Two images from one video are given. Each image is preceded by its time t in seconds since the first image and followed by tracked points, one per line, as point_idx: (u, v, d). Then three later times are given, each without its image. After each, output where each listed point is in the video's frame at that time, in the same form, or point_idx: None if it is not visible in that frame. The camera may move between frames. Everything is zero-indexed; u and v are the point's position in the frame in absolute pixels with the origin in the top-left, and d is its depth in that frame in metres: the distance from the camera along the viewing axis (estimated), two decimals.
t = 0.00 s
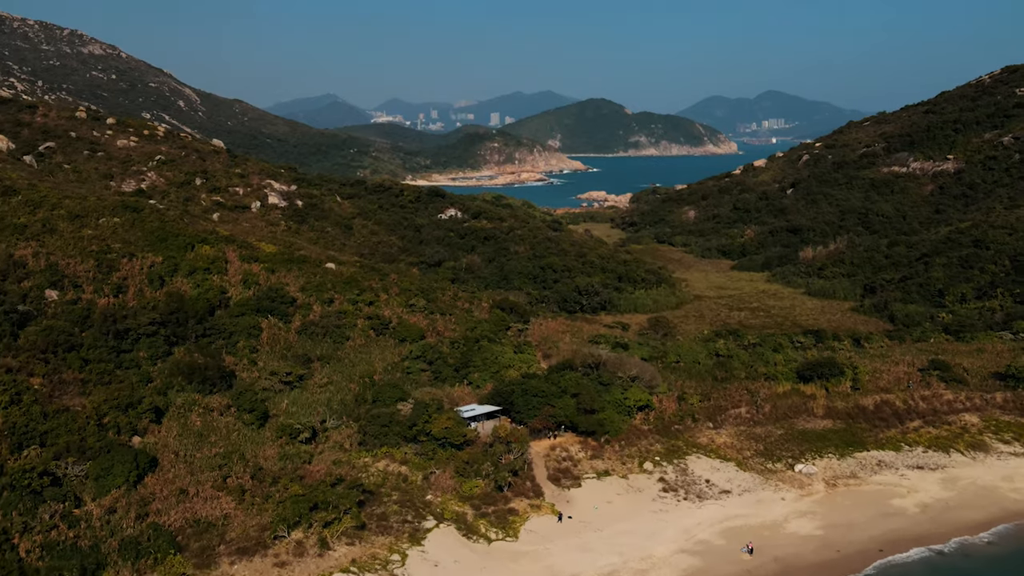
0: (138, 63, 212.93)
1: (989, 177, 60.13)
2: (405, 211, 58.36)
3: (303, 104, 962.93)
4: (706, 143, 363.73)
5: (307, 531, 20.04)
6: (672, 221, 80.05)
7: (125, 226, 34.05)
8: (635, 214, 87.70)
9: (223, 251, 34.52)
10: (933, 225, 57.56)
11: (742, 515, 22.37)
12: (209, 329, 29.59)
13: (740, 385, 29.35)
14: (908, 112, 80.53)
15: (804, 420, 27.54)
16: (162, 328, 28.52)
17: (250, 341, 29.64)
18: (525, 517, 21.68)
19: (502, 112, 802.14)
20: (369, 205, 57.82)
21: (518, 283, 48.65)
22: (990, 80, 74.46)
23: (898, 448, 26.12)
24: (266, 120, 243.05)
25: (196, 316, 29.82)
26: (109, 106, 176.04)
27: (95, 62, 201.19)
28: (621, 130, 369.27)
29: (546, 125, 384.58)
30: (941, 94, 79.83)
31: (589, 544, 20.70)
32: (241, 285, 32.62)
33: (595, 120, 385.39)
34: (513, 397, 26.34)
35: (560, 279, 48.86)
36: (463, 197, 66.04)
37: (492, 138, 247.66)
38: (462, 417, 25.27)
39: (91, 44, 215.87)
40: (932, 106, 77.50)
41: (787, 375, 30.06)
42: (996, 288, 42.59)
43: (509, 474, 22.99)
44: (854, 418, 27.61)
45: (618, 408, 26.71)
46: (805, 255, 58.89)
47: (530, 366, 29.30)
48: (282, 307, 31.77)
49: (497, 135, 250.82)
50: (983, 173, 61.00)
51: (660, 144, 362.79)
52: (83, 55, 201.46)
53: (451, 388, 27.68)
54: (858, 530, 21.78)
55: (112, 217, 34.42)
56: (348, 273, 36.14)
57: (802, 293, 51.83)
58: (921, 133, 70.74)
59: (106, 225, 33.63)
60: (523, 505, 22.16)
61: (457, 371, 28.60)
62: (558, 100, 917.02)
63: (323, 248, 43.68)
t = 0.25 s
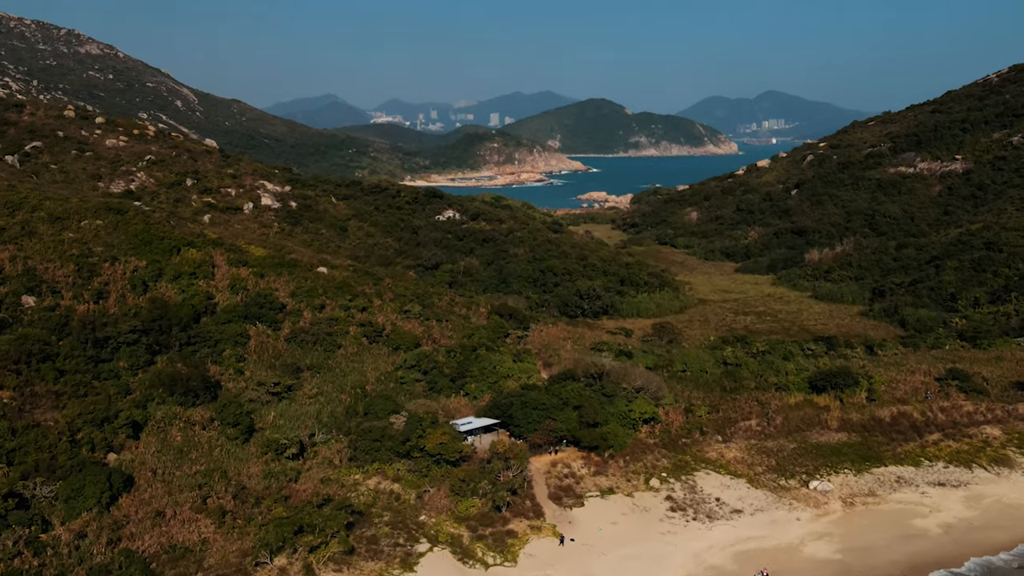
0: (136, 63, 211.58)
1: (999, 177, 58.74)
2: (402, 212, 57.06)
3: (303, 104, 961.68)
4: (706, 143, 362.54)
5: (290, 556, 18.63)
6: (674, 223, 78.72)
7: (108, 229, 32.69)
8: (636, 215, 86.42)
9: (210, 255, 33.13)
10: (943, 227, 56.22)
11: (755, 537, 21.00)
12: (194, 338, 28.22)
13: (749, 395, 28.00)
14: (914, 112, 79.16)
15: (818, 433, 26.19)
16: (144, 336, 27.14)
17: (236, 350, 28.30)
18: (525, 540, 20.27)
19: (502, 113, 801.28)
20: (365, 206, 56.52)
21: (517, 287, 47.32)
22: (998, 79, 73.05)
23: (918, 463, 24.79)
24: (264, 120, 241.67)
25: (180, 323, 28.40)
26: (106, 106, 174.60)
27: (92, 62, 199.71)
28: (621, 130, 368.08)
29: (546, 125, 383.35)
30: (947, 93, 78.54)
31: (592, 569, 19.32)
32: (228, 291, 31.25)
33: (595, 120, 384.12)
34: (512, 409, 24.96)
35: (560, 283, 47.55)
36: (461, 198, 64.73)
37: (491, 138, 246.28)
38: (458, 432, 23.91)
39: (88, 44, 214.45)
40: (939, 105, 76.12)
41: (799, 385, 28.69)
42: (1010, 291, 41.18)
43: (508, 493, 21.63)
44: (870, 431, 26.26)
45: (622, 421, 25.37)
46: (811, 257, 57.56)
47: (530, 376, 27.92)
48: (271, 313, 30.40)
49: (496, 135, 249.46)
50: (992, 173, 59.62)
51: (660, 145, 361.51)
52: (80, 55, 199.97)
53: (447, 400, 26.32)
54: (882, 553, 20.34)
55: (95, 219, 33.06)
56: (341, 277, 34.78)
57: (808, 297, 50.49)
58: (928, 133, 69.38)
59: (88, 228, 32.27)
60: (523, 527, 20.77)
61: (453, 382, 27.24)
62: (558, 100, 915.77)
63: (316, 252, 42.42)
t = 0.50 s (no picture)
0: (136, 63, 211.42)
1: (1001, 177, 58.56)
2: (401, 212, 56.92)
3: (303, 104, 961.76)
4: (706, 143, 362.53)
5: (288, 560, 18.47)
6: (675, 223, 78.62)
7: (107, 228, 32.53)
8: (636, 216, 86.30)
9: (208, 255, 32.94)
10: (944, 227, 56.06)
11: (757, 540, 20.75)
12: (192, 338, 28.03)
13: (751, 397, 27.82)
14: (915, 111, 78.99)
15: (819, 435, 26.01)
16: (142, 337, 26.93)
17: (235, 351, 28.10)
18: (526, 543, 20.06)
19: (502, 113, 801.25)
20: (364, 206, 56.36)
21: (517, 287, 47.21)
22: (999, 78, 72.88)
23: (920, 465, 24.58)
24: (265, 120, 241.58)
25: (178, 324, 28.20)
26: (107, 106, 174.41)
27: (92, 62, 199.51)
28: (621, 130, 368.09)
29: (546, 126, 383.24)
30: (948, 93, 78.36)
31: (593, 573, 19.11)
32: (227, 291, 31.05)
33: (595, 120, 383.96)
34: (512, 411, 24.77)
35: (561, 283, 47.42)
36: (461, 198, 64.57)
37: (491, 138, 246.13)
38: (458, 433, 23.74)
39: (88, 44, 214.26)
40: (940, 105, 75.96)
41: (801, 386, 28.51)
42: (1013, 291, 41.01)
43: (508, 496, 21.42)
44: (872, 433, 26.08)
45: (623, 422, 25.18)
46: (812, 258, 57.42)
47: (530, 377, 27.74)
48: (269, 314, 30.21)
49: (496, 135, 249.34)
50: (994, 173, 59.45)
51: (660, 145, 361.42)
52: (80, 55, 199.82)
53: (446, 402, 26.15)
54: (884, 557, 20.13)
55: (93, 219, 32.90)
56: (340, 277, 34.64)
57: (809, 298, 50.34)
58: (929, 133, 69.20)
59: (86, 227, 32.12)
60: (524, 530, 20.55)
61: (453, 383, 27.06)
62: (558, 100, 915.69)
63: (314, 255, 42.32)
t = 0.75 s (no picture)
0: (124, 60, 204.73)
1: None
2: (383, 217, 50.52)
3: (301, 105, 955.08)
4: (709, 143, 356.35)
5: None
6: (687, 228, 72.24)
7: None
8: (644, 220, 79.87)
9: (127, 276, 26.35)
10: (996, 235, 49.60)
11: None
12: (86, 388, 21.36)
13: (815, 464, 21.32)
14: (948, 107, 72.58)
15: (912, 523, 19.26)
16: (16, 388, 20.23)
17: (143, 406, 21.45)
18: None
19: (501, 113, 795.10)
20: (341, 211, 49.90)
21: (514, 306, 40.85)
22: None
23: None
24: (257, 119, 235.24)
25: (72, 370, 21.60)
26: (90, 104, 167.97)
27: (77, 58, 193.05)
28: (622, 130, 361.94)
29: (546, 125, 376.89)
30: (984, 87, 71.98)
31: None
32: (144, 324, 24.47)
33: (595, 120, 377.52)
34: (502, 498, 18.04)
35: (564, 302, 41.04)
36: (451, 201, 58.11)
37: (490, 138, 239.76)
38: (428, 531, 16.84)
39: (74, 39, 207.74)
40: (976, 99, 69.54)
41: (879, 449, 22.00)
42: None
43: None
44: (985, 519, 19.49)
45: (652, 511, 18.49)
46: (846, 269, 50.99)
47: (528, 441, 21.18)
48: (195, 354, 23.60)
49: (495, 135, 242.96)
50: None
51: (662, 145, 355.15)
52: (65, 51, 193.35)
53: (415, 479, 19.52)
54: None
55: None
56: (295, 301, 28.19)
57: (848, 317, 43.89)
58: (969, 129, 62.76)
59: None
60: None
61: (426, 451, 20.45)
62: (557, 100, 908.89)
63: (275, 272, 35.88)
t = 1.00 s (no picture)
0: (111, 56, 198.29)
1: None
2: (363, 226, 44.32)
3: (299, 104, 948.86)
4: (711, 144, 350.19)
5: None
6: (702, 235, 66.04)
7: None
8: (654, 226, 73.69)
9: None
10: None
11: None
12: None
13: None
14: (988, 103, 66.31)
15: None
16: None
17: None
18: None
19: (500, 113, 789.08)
20: (314, 218, 43.70)
21: (512, 335, 34.75)
22: None
23: None
24: (250, 118, 228.80)
25: None
26: (74, 101, 161.36)
27: (63, 54, 186.45)
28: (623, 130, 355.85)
29: (546, 125, 370.80)
30: None
31: None
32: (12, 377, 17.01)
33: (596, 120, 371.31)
34: None
35: (570, 330, 35.01)
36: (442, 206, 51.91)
37: (488, 138, 233.45)
38: None
39: (60, 35, 201.08)
40: (1021, 94, 63.29)
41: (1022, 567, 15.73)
42: None
43: None
44: None
45: None
46: (890, 286, 44.78)
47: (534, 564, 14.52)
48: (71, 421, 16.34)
49: (494, 134, 236.71)
50: None
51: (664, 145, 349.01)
52: (50, 47, 186.72)
53: None
54: None
55: None
56: (230, 340, 21.84)
57: (902, 345, 37.66)
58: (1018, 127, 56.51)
59: None
60: None
61: None
62: (557, 100, 902.50)
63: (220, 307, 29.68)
